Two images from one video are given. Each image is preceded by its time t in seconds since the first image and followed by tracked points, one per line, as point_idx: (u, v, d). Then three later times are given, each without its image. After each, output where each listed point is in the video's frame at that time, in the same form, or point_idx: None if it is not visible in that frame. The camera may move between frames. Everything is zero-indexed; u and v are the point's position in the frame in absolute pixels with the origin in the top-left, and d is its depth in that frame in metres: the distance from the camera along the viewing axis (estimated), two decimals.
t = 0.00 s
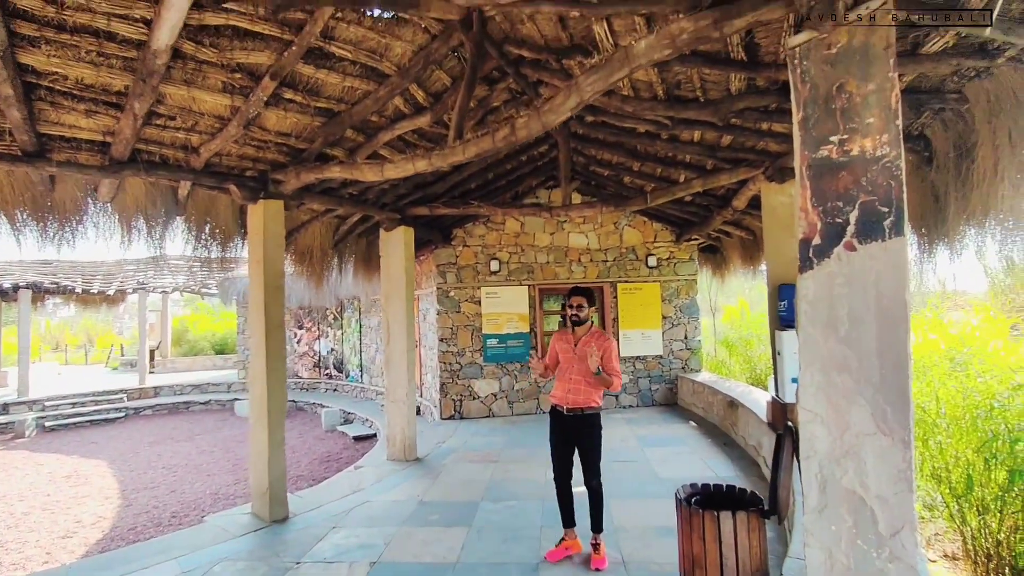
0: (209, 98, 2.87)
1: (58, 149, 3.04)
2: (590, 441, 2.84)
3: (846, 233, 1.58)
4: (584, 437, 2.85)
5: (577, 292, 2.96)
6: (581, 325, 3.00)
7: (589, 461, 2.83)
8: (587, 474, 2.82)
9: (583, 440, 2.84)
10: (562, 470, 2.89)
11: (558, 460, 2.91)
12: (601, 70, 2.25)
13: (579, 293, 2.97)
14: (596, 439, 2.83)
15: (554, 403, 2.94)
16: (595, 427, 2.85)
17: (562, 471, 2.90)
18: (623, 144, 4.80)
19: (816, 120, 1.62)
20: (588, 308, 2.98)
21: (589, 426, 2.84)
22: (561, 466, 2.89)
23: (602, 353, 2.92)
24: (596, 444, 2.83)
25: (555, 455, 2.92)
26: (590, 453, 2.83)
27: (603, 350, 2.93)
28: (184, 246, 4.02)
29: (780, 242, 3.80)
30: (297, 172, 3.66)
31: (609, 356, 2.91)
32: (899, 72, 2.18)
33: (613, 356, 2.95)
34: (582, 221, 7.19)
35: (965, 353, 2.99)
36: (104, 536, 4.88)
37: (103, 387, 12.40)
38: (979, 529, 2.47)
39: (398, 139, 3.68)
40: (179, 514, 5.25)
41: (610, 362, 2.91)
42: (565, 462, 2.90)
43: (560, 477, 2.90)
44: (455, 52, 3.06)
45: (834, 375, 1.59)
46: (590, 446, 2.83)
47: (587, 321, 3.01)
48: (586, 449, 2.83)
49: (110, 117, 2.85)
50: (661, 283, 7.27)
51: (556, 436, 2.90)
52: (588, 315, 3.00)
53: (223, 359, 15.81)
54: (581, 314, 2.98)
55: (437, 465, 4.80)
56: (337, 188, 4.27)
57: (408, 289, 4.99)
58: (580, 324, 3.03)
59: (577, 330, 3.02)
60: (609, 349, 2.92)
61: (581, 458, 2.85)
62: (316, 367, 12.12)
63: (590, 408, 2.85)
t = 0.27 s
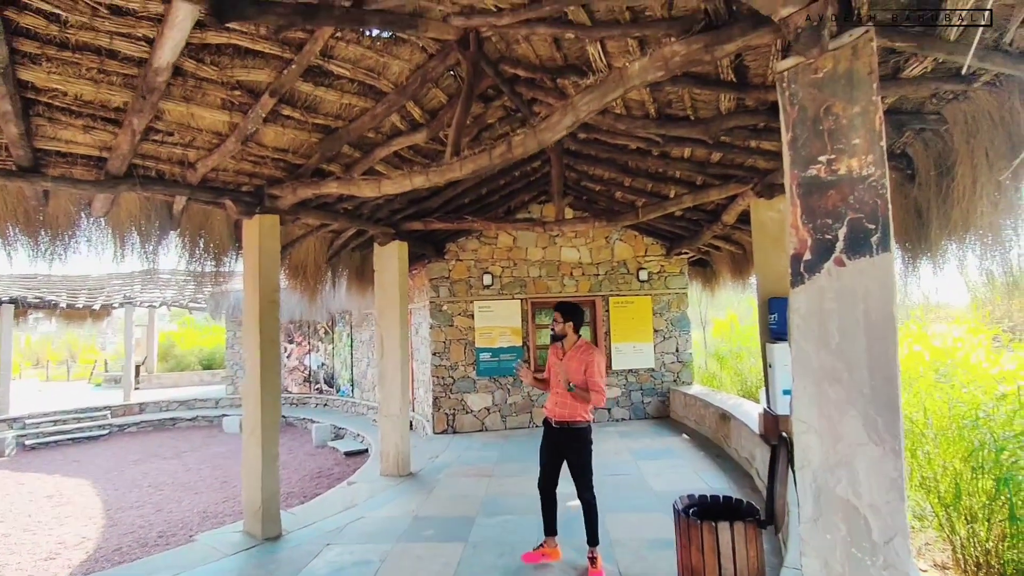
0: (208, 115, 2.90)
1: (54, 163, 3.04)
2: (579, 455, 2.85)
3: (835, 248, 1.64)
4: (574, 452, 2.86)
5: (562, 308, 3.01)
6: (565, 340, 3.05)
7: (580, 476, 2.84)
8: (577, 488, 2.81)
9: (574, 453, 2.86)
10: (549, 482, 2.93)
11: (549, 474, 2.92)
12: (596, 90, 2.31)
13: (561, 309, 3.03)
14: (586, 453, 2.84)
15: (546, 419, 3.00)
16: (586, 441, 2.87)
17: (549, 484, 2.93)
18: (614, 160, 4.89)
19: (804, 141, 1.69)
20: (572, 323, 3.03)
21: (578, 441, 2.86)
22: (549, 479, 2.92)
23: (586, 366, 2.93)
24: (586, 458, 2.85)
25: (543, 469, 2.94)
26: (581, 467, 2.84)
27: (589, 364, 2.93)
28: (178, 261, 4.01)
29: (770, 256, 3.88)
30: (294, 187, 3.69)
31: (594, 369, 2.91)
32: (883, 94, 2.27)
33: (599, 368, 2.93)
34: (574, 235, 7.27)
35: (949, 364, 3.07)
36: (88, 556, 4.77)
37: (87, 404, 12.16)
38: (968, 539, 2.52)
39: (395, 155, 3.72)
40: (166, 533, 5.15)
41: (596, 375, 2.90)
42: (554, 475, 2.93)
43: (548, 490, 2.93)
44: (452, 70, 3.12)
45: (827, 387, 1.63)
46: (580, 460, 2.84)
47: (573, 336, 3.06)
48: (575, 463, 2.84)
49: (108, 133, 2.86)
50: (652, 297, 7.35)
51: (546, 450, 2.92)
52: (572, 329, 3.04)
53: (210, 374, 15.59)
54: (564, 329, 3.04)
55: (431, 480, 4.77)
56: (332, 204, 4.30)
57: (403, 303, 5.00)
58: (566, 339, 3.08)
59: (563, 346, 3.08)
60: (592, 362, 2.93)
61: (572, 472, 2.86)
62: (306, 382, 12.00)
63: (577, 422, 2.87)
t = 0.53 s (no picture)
0: (215, 126, 2.94)
1: (61, 174, 3.08)
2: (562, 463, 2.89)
3: (835, 258, 1.69)
4: (558, 462, 2.90)
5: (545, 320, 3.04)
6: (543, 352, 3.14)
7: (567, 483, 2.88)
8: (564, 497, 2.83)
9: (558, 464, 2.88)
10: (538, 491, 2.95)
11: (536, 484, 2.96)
12: (599, 103, 2.36)
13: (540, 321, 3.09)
14: (569, 463, 2.88)
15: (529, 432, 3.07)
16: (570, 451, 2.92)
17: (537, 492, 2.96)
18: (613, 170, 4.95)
19: (804, 153, 1.74)
20: (551, 334, 3.10)
21: (555, 449, 2.90)
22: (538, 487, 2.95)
23: (557, 376, 3.02)
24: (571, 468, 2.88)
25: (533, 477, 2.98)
26: (566, 477, 2.86)
27: (560, 374, 3.03)
28: (181, 270, 4.03)
29: (767, 265, 3.94)
30: (298, 198, 3.72)
31: (565, 378, 3.00)
32: (879, 108, 2.33)
33: (569, 377, 3.01)
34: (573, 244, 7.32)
35: (943, 372, 3.12)
36: (86, 568, 4.73)
37: (81, 413, 12.05)
38: (968, 545, 2.56)
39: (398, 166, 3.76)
40: (164, 544, 5.11)
41: (567, 384, 2.99)
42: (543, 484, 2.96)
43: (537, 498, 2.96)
44: (455, 82, 3.17)
45: (829, 393, 1.67)
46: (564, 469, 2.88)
47: (552, 347, 3.13)
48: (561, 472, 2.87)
49: (116, 144, 2.89)
50: (650, 305, 7.39)
51: (532, 460, 2.95)
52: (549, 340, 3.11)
53: (206, 384, 15.50)
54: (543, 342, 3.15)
55: (432, 489, 4.77)
56: (334, 213, 4.33)
57: (403, 312, 5.02)
58: (546, 351, 3.15)
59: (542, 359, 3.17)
60: (563, 371, 3.03)
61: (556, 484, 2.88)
62: (304, 391, 11.96)
63: (553, 430, 2.91)
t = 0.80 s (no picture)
0: (233, 137, 3.01)
1: (85, 185, 3.15)
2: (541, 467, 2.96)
3: (850, 263, 1.70)
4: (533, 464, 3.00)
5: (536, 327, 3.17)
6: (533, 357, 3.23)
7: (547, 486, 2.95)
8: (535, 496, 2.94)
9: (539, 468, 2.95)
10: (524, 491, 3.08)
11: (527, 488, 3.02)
12: (612, 112, 2.39)
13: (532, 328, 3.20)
14: (546, 465, 2.96)
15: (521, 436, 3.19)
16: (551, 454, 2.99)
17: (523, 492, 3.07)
18: (623, 177, 4.98)
19: (818, 159, 1.76)
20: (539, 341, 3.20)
21: (534, 452, 3.00)
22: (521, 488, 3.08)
23: (539, 382, 3.11)
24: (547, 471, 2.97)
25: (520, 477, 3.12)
26: (542, 478, 2.95)
27: (542, 380, 3.11)
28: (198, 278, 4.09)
29: (778, 271, 3.94)
30: (313, 206, 3.78)
31: (546, 383, 3.08)
32: (892, 114, 2.34)
33: (548, 382, 3.08)
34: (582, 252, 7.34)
35: (957, 379, 3.10)
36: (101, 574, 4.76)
37: (95, 421, 12.17)
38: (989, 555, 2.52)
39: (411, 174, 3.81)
40: (178, 550, 5.14)
41: (548, 389, 3.07)
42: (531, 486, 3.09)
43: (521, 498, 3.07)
44: (467, 92, 3.22)
45: (845, 397, 1.67)
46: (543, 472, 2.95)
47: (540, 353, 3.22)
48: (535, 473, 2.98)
49: (138, 155, 2.96)
50: (660, 312, 7.38)
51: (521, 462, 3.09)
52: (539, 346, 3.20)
53: (217, 392, 15.60)
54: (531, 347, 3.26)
55: (443, 496, 4.77)
56: (347, 222, 4.39)
57: (414, 319, 5.05)
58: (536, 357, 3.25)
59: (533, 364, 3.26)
60: (544, 377, 3.10)
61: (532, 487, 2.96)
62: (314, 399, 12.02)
63: (535, 434, 3.01)
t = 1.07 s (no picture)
0: (260, 153, 3.11)
1: (119, 202, 3.28)
2: (531, 474, 2.98)
3: (872, 273, 1.71)
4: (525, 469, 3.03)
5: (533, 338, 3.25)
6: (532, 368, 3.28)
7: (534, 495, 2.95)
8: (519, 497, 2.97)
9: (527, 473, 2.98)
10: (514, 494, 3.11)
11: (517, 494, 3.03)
12: (630, 125, 2.43)
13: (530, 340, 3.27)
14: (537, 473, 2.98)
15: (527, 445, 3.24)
16: (545, 463, 3.02)
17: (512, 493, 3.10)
18: (639, 188, 5.00)
19: (837, 171, 1.78)
20: (536, 352, 3.25)
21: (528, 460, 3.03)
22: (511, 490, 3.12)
23: (534, 393, 3.16)
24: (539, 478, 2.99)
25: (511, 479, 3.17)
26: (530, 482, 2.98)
27: (536, 391, 3.15)
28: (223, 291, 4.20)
29: (799, 279, 3.93)
30: (335, 220, 3.87)
31: (539, 395, 3.13)
32: (913, 125, 2.34)
33: (539, 392, 3.13)
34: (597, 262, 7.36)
35: (988, 391, 3.06)
36: None
37: (118, 430, 12.40)
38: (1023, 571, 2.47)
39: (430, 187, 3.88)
40: (201, 557, 5.21)
41: (541, 400, 3.11)
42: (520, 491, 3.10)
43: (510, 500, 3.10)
44: (486, 107, 3.29)
45: (870, 408, 1.68)
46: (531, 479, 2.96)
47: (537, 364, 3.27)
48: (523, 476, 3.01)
49: (170, 172, 3.07)
50: (676, 322, 7.35)
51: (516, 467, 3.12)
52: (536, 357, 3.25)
53: (235, 402, 15.79)
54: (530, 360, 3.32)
55: (461, 506, 4.78)
56: (368, 234, 4.47)
57: (432, 329, 5.10)
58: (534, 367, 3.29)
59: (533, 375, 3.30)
60: (537, 388, 3.14)
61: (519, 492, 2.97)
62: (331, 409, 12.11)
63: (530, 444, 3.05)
